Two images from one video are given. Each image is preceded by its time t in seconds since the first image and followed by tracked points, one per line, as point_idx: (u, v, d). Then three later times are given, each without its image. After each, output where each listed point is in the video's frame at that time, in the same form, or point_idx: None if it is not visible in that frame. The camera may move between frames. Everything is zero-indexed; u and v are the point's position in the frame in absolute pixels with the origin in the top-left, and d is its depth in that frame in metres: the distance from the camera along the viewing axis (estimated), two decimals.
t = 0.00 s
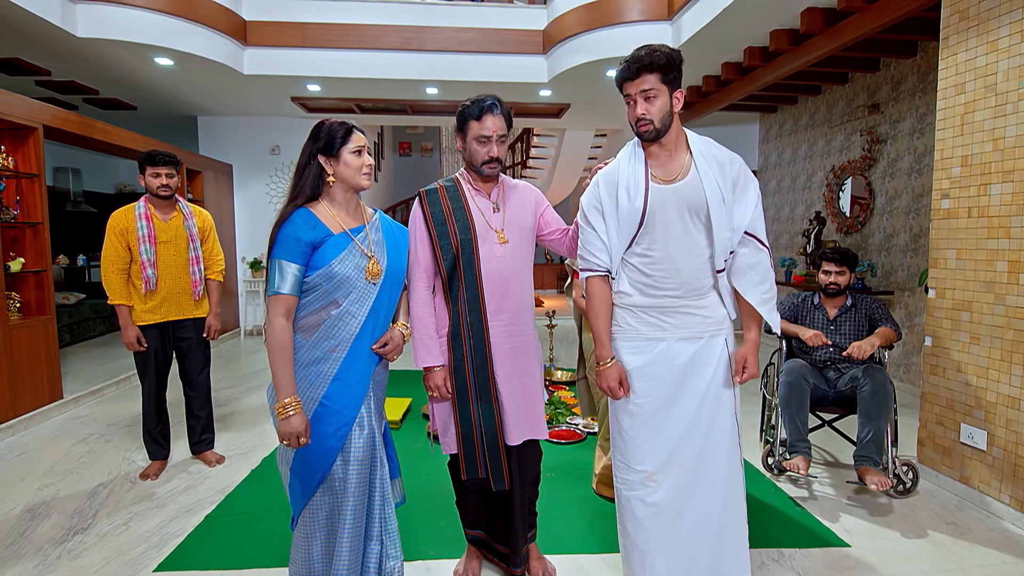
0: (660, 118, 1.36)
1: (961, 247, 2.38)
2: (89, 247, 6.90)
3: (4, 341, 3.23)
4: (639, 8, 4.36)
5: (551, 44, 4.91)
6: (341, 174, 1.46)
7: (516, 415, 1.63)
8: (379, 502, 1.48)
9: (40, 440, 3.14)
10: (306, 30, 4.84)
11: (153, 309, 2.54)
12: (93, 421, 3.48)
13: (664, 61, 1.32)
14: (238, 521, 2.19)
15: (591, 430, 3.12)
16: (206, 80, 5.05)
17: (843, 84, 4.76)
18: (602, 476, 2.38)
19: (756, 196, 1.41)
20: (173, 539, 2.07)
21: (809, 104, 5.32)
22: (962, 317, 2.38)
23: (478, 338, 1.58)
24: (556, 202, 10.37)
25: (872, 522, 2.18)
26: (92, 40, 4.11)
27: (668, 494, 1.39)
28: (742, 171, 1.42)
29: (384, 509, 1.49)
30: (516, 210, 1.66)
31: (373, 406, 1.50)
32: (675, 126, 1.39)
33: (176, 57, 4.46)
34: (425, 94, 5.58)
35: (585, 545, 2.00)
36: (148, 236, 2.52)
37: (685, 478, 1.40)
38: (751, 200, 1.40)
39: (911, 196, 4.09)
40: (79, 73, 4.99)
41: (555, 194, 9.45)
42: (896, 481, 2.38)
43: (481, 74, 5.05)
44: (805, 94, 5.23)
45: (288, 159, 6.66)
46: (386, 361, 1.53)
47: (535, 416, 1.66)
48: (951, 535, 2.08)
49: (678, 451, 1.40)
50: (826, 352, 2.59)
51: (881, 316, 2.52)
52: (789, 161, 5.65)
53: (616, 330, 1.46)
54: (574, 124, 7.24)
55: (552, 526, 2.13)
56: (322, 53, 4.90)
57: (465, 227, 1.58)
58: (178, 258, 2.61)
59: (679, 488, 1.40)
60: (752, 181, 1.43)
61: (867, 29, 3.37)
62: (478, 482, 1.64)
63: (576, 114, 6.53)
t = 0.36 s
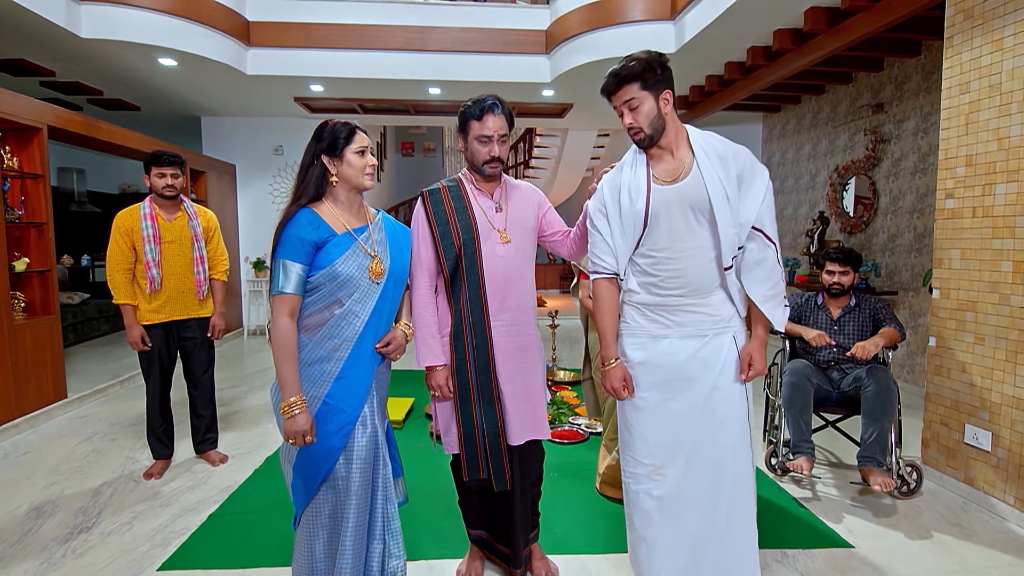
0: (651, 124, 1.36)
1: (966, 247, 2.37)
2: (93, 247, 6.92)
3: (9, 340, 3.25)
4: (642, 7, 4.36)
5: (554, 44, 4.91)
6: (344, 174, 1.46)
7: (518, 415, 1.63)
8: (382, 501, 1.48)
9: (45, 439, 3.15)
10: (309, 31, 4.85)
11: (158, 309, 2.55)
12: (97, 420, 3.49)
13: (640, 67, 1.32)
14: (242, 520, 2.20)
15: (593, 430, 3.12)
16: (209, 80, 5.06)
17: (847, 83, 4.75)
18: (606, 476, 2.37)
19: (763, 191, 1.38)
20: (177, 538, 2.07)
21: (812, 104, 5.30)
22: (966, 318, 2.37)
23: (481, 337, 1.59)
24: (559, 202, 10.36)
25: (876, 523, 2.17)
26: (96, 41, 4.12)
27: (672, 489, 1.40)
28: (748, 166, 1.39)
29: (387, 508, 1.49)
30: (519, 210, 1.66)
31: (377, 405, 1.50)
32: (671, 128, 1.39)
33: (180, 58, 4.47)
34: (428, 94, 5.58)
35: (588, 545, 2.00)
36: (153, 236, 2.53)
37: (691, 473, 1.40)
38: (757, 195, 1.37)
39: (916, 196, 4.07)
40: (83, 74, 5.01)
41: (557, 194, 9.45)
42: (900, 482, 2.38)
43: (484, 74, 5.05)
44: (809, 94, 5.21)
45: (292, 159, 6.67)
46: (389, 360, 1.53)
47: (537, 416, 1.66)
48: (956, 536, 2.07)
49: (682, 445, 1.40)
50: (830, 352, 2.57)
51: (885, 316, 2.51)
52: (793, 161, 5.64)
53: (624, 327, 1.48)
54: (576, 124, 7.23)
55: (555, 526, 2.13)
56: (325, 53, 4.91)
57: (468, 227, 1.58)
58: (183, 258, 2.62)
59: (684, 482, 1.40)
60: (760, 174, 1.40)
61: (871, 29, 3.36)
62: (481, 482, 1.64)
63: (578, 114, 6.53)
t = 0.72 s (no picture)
0: (669, 139, 1.39)
1: (972, 247, 2.36)
2: (99, 247, 6.96)
3: (16, 340, 3.27)
4: (645, 7, 4.35)
5: (557, 44, 4.90)
6: (349, 175, 1.46)
7: (522, 415, 1.63)
8: (386, 500, 1.48)
9: (51, 439, 3.17)
10: (313, 31, 4.86)
11: (163, 308, 2.56)
12: (103, 419, 3.51)
13: (646, 91, 1.36)
14: (246, 519, 2.20)
15: (597, 431, 3.12)
16: (214, 81, 5.08)
17: (852, 83, 4.73)
18: (611, 476, 2.38)
19: (779, 205, 1.24)
20: (181, 537, 2.08)
21: (817, 103, 5.29)
22: (972, 318, 2.36)
23: (485, 337, 1.58)
24: (563, 203, 10.35)
25: (881, 524, 2.16)
26: (102, 41, 4.14)
27: (665, 479, 1.42)
28: (767, 177, 1.27)
29: (390, 507, 1.50)
30: (524, 211, 1.67)
31: (380, 404, 1.50)
32: (694, 136, 1.37)
33: (185, 58, 4.49)
34: (432, 94, 5.59)
35: (591, 545, 1.99)
36: (159, 235, 2.54)
37: (685, 466, 1.40)
38: (768, 209, 1.24)
39: (922, 196, 4.05)
40: (89, 75, 5.03)
41: (561, 195, 9.44)
42: (906, 484, 2.37)
43: (488, 75, 5.05)
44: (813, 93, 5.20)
45: (296, 160, 6.69)
46: (393, 359, 1.53)
47: (541, 417, 1.66)
48: (962, 538, 2.06)
49: (678, 437, 1.41)
50: (835, 352, 2.56)
51: (890, 316, 2.49)
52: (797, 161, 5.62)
53: (654, 323, 1.54)
54: (580, 124, 7.22)
55: (558, 526, 2.13)
56: (329, 54, 4.92)
57: (473, 226, 1.58)
58: (189, 257, 2.63)
59: (678, 474, 1.41)
60: (789, 185, 1.25)
61: (876, 28, 3.35)
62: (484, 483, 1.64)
63: (582, 114, 6.53)
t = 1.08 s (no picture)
0: (692, 138, 1.45)
1: (978, 247, 2.35)
2: (104, 247, 6.99)
3: (21, 339, 3.29)
4: (648, 7, 4.34)
5: (561, 44, 4.90)
6: (355, 176, 1.47)
7: (527, 415, 1.63)
8: (391, 499, 1.48)
9: (57, 437, 3.19)
10: (317, 31, 4.87)
11: (169, 308, 2.56)
12: (108, 418, 3.53)
13: (670, 91, 1.43)
14: (250, 518, 2.21)
15: (600, 431, 3.12)
16: (218, 81, 5.09)
17: (856, 82, 4.71)
18: (615, 475, 2.40)
19: (769, 220, 1.25)
20: (186, 536, 2.09)
21: (821, 103, 5.27)
22: (978, 318, 2.35)
23: (489, 337, 1.59)
24: (566, 203, 10.35)
25: (886, 526, 2.15)
26: (106, 42, 4.16)
27: (681, 458, 1.56)
28: (760, 191, 1.27)
29: (395, 506, 1.50)
30: (528, 211, 1.67)
31: (384, 403, 1.50)
32: (714, 136, 1.42)
33: (189, 59, 4.50)
34: (435, 94, 5.59)
35: (594, 546, 1.99)
36: (165, 235, 2.55)
37: (693, 451, 1.52)
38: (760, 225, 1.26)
39: (927, 195, 4.04)
40: (94, 75, 5.05)
41: (564, 195, 9.44)
42: (911, 485, 2.36)
43: (491, 75, 5.06)
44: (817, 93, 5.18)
45: (300, 160, 6.71)
46: (396, 358, 1.54)
47: (544, 417, 1.66)
48: (967, 540, 2.04)
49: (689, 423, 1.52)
50: (839, 352, 2.57)
51: (895, 316, 2.48)
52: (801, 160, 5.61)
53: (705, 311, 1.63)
54: (583, 124, 7.22)
55: (561, 526, 2.13)
56: (332, 54, 4.93)
57: (478, 226, 1.59)
58: (194, 257, 2.64)
59: (688, 457, 1.54)
60: (782, 199, 1.24)
61: (880, 28, 3.34)
62: (488, 483, 1.64)
63: (585, 114, 6.52)
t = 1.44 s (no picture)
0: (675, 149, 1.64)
1: (983, 247, 2.33)
2: (109, 246, 7.02)
3: (27, 339, 3.30)
4: (652, 6, 4.33)
5: (564, 44, 4.90)
6: (362, 178, 1.48)
7: (531, 416, 1.63)
8: (395, 497, 1.49)
9: (62, 436, 3.20)
10: (320, 32, 4.88)
11: (173, 307, 2.57)
12: (113, 418, 3.54)
13: (655, 110, 1.64)
14: (254, 517, 2.21)
15: (603, 431, 3.11)
16: (221, 81, 5.11)
17: (861, 81, 4.70)
18: (619, 472, 2.41)
19: (697, 220, 1.47)
20: (190, 535, 2.09)
21: (826, 102, 5.25)
22: (984, 319, 2.34)
23: (493, 337, 1.59)
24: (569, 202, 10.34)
25: (890, 527, 2.14)
26: (111, 43, 4.17)
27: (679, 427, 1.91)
28: (692, 189, 1.49)
29: (399, 504, 1.50)
30: (531, 211, 1.68)
31: (387, 401, 1.50)
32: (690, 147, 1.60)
33: (194, 60, 4.52)
34: (438, 94, 5.59)
35: (598, 546, 1.99)
36: (169, 235, 2.55)
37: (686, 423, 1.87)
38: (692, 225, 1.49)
39: (932, 195, 4.01)
40: (99, 76, 5.07)
41: (568, 195, 9.44)
42: (915, 485, 2.35)
43: (494, 75, 5.06)
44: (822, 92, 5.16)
45: (304, 160, 6.72)
46: (399, 357, 1.54)
47: (548, 417, 1.67)
48: (973, 541, 2.03)
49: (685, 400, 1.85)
50: (844, 352, 2.54)
51: (900, 316, 2.48)
52: (806, 160, 5.60)
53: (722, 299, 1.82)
54: (587, 124, 7.22)
55: (564, 527, 2.13)
56: (336, 54, 4.94)
57: (482, 226, 1.58)
58: (198, 257, 2.64)
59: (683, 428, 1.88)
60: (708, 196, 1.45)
61: (885, 27, 3.32)
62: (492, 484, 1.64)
63: (589, 114, 6.52)
